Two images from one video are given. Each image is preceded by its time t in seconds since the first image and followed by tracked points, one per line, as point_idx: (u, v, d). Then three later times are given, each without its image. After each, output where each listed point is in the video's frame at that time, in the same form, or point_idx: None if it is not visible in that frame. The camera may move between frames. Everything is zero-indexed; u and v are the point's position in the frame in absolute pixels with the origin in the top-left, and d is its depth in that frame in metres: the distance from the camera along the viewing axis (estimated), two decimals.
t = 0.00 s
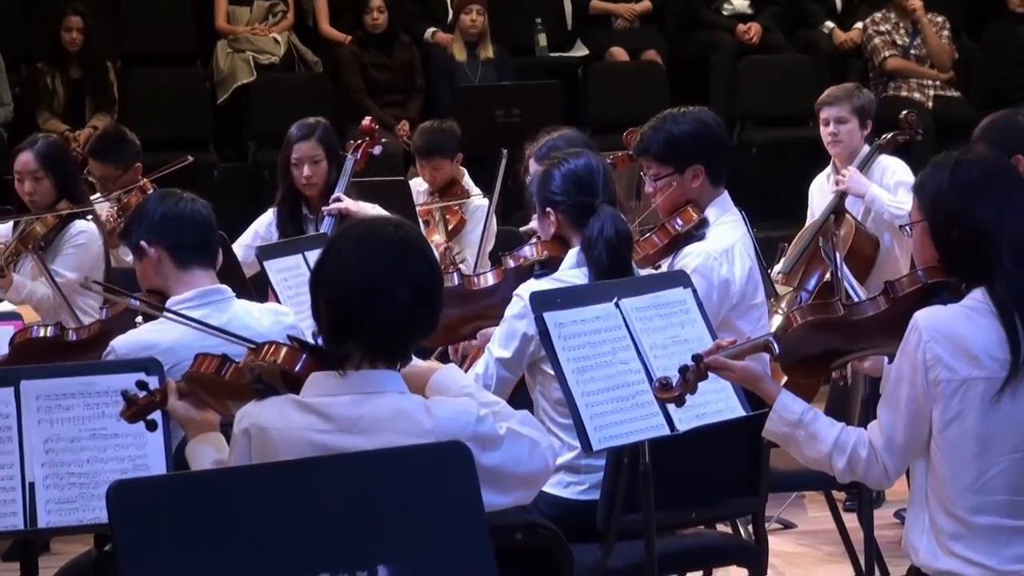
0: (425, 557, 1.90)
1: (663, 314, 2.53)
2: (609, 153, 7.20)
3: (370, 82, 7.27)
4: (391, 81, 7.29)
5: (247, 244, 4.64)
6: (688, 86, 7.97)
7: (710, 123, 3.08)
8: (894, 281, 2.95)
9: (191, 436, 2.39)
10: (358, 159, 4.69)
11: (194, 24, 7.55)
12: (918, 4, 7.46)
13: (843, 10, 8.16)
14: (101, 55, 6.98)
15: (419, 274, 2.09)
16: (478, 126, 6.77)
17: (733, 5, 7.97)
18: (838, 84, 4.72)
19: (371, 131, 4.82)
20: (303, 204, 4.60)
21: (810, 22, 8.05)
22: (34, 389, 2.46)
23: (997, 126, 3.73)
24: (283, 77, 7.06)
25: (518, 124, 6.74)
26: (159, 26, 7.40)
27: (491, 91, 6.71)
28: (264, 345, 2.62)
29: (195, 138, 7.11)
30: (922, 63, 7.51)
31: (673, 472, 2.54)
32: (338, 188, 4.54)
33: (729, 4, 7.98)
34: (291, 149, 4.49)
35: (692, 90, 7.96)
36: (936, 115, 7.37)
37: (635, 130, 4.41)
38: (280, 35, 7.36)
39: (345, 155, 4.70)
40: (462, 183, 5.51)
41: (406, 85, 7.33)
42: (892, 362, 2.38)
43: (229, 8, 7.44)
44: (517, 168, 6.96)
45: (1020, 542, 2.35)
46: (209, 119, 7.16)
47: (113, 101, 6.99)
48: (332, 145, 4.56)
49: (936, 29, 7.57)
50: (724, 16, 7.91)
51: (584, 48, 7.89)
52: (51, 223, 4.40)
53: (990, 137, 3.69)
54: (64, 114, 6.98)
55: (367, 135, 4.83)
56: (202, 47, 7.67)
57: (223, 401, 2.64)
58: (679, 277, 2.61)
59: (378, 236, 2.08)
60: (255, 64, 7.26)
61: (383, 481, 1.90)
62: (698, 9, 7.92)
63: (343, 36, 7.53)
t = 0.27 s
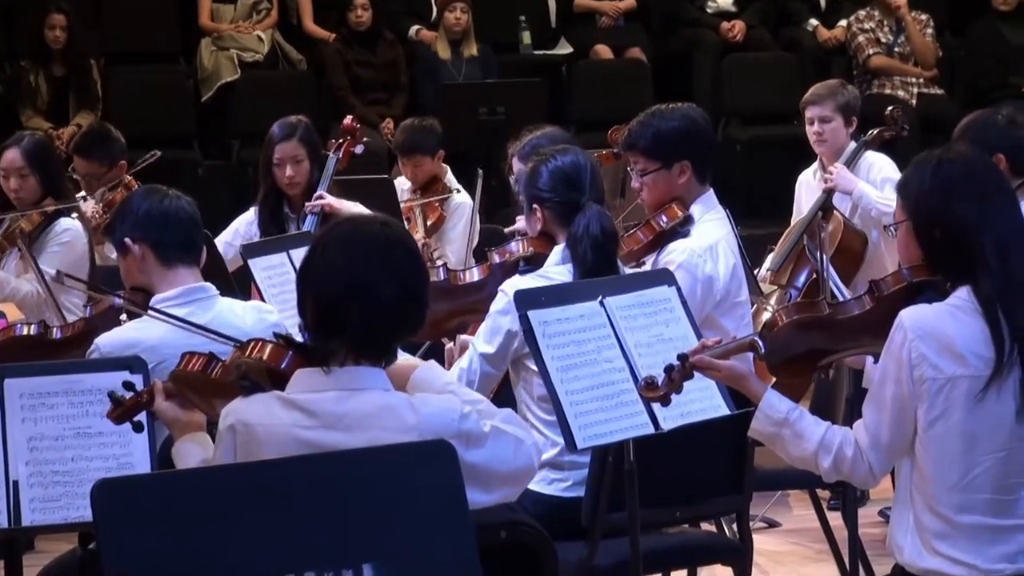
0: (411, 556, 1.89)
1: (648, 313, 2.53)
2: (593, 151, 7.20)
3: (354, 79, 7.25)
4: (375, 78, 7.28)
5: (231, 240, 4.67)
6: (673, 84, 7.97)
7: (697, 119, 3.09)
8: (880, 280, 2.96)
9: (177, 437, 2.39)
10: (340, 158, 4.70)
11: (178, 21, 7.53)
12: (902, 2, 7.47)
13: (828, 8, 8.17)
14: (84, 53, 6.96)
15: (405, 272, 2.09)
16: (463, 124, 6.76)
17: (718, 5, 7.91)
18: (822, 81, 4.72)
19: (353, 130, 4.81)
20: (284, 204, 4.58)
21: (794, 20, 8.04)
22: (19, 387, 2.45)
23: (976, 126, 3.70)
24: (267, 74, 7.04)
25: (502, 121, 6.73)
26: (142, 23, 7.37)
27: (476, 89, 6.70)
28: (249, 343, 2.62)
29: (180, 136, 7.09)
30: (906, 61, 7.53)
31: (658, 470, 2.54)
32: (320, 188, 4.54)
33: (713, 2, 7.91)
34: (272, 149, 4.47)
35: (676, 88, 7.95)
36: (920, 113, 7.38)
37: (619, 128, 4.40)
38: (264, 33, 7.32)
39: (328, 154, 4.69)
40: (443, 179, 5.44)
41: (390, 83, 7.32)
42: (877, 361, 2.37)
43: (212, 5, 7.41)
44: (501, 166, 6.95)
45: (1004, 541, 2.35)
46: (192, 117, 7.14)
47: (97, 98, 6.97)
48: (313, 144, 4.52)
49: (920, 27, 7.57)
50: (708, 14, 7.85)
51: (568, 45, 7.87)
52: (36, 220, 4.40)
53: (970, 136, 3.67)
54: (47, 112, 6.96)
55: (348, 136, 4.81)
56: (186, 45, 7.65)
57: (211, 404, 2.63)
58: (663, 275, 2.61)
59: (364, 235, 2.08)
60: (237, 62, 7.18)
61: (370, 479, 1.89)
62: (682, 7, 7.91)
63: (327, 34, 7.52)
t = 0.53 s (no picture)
0: (401, 558, 1.89)
1: (637, 314, 2.53)
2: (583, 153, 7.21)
3: (344, 80, 7.26)
4: (365, 80, 7.28)
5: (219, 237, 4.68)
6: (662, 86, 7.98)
7: (688, 120, 3.09)
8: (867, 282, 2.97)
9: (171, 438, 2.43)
10: (329, 160, 4.70)
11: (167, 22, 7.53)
12: (891, 4, 7.48)
13: (817, 10, 8.18)
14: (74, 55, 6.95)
15: (394, 273, 2.09)
16: (452, 126, 6.76)
17: (707, 5, 7.91)
18: (812, 83, 4.66)
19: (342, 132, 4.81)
20: (273, 207, 4.58)
21: (785, 22, 8.04)
22: (7, 389, 2.44)
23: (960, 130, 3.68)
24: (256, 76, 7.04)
25: (491, 123, 6.74)
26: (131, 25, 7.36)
27: (465, 90, 6.71)
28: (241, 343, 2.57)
29: (170, 138, 7.09)
30: (895, 63, 7.53)
31: (647, 471, 2.54)
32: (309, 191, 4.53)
33: (703, 3, 7.91)
34: (260, 155, 4.46)
35: (665, 90, 7.96)
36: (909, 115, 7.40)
37: (609, 130, 4.41)
38: (254, 35, 7.30)
39: (317, 156, 4.70)
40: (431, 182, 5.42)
41: (380, 85, 7.32)
42: (865, 363, 2.37)
43: (202, 7, 7.38)
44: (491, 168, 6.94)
45: (993, 542, 2.34)
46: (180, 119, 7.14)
47: (86, 100, 6.97)
48: (301, 148, 4.53)
49: (910, 28, 7.58)
50: (697, 16, 7.86)
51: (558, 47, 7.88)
52: (26, 221, 4.38)
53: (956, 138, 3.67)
54: (36, 114, 6.96)
55: (338, 138, 4.82)
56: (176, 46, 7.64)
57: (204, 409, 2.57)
58: (652, 277, 2.61)
59: (354, 237, 2.09)
60: (228, 64, 7.20)
61: (358, 482, 1.89)
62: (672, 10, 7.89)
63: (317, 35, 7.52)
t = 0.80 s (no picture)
0: (388, 560, 1.88)
1: (626, 315, 2.54)
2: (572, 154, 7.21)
3: (332, 81, 7.26)
4: (354, 80, 7.29)
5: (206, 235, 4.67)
6: (651, 87, 7.99)
7: (677, 121, 3.09)
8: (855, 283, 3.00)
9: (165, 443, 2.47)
10: (321, 162, 4.71)
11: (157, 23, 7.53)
12: (880, 5, 7.48)
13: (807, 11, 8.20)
14: (63, 56, 6.95)
15: (382, 274, 2.09)
16: (441, 127, 6.76)
17: (697, 6, 7.92)
18: (803, 86, 4.68)
19: (334, 134, 4.81)
20: (267, 208, 4.58)
21: (775, 24, 7.96)
22: None
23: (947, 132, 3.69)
24: (245, 77, 7.04)
25: (480, 124, 6.74)
26: (121, 27, 7.37)
27: (454, 92, 6.71)
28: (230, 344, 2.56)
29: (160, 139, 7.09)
30: (884, 65, 7.54)
31: (636, 472, 2.54)
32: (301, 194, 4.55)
33: (693, 4, 7.93)
34: (254, 158, 4.47)
35: (655, 91, 7.96)
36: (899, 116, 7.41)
37: (598, 131, 4.42)
38: (244, 36, 7.30)
39: (310, 157, 4.71)
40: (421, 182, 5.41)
41: (369, 85, 7.32)
42: (854, 365, 2.38)
43: (192, 8, 7.36)
44: (480, 169, 6.93)
45: (981, 542, 2.36)
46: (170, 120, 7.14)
47: (75, 101, 6.98)
48: (295, 151, 4.55)
49: (899, 29, 7.59)
50: (687, 17, 7.86)
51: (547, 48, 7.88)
52: (16, 222, 4.37)
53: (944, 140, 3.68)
54: (25, 115, 6.95)
55: (332, 140, 4.84)
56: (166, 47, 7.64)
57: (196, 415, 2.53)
58: (641, 277, 2.61)
59: (343, 238, 2.08)
60: (218, 65, 7.20)
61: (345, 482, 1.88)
62: (661, 11, 7.90)
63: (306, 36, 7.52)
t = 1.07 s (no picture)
0: (375, 559, 1.88)
1: (614, 313, 2.54)
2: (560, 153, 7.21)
3: (321, 80, 7.26)
4: (343, 79, 7.28)
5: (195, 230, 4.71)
6: (640, 86, 7.97)
7: (666, 120, 3.09)
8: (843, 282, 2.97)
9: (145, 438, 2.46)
10: (313, 161, 4.70)
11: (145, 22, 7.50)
12: (868, 4, 7.49)
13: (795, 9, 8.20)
14: (51, 55, 6.91)
15: (372, 271, 2.09)
16: (430, 126, 6.76)
17: (685, 5, 7.89)
18: (793, 86, 4.69)
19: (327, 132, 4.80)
20: (261, 206, 4.59)
21: (762, 21, 8.03)
22: None
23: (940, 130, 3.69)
24: (233, 76, 7.03)
25: (469, 123, 6.75)
26: (109, 25, 7.36)
27: (442, 90, 6.70)
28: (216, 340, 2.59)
29: (149, 138, 7.07)
30: (872, 63, 7.54)
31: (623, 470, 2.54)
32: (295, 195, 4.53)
33: (681, 4, 7.90)
34: (253, 155, 4.44)
35: (644, 90, 7.95)
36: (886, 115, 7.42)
37: (587, 130, 4.42)
38: (232, 34, 7.29)
39: (302, 156, 4.70)
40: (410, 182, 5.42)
41: (357, 84, 7.32)
42: (841, 363, 2.38)
43: (180, 7, 7.35)
44: (469, 168, 6.93)
45: (967, 540, 2.37)
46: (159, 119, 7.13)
47: (63, 99, 6.94)
48: (293, 151, 4.51)
49: (887, 29, 7.60)
50: (675, 16, 7.86)
51: (536, 46, 7.86)
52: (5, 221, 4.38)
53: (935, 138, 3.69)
54: (13, 113, 6.92)
55: (326, 138, 4.83)
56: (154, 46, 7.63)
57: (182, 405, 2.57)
58: (630, 276, 2.61)
59: (333, 235, 2.09)
60: (206, 64, 7.21)
61: (334, 481, 1.88)
62: (649, 9, 7.89)
63: (294, 35, 7.51)
